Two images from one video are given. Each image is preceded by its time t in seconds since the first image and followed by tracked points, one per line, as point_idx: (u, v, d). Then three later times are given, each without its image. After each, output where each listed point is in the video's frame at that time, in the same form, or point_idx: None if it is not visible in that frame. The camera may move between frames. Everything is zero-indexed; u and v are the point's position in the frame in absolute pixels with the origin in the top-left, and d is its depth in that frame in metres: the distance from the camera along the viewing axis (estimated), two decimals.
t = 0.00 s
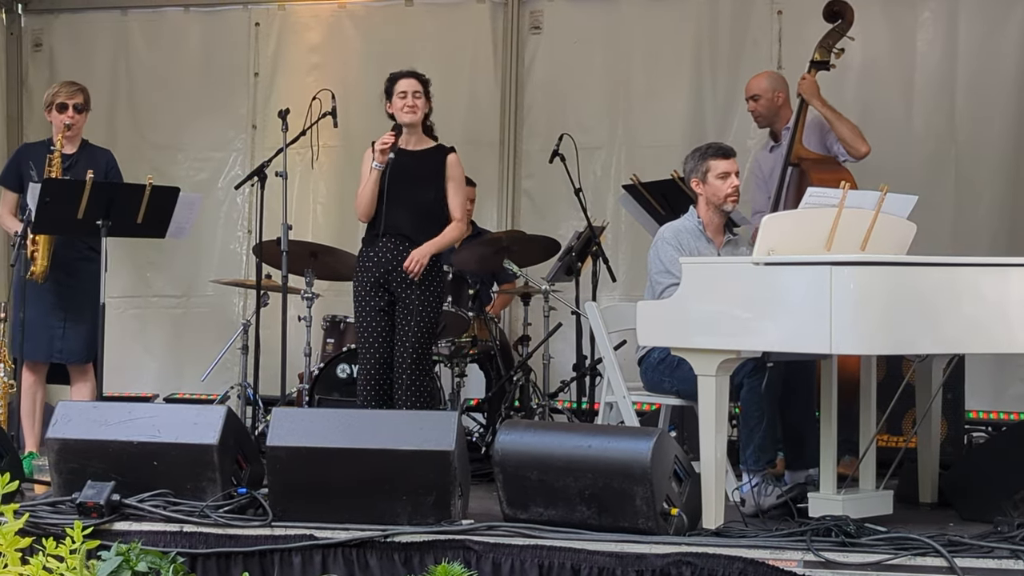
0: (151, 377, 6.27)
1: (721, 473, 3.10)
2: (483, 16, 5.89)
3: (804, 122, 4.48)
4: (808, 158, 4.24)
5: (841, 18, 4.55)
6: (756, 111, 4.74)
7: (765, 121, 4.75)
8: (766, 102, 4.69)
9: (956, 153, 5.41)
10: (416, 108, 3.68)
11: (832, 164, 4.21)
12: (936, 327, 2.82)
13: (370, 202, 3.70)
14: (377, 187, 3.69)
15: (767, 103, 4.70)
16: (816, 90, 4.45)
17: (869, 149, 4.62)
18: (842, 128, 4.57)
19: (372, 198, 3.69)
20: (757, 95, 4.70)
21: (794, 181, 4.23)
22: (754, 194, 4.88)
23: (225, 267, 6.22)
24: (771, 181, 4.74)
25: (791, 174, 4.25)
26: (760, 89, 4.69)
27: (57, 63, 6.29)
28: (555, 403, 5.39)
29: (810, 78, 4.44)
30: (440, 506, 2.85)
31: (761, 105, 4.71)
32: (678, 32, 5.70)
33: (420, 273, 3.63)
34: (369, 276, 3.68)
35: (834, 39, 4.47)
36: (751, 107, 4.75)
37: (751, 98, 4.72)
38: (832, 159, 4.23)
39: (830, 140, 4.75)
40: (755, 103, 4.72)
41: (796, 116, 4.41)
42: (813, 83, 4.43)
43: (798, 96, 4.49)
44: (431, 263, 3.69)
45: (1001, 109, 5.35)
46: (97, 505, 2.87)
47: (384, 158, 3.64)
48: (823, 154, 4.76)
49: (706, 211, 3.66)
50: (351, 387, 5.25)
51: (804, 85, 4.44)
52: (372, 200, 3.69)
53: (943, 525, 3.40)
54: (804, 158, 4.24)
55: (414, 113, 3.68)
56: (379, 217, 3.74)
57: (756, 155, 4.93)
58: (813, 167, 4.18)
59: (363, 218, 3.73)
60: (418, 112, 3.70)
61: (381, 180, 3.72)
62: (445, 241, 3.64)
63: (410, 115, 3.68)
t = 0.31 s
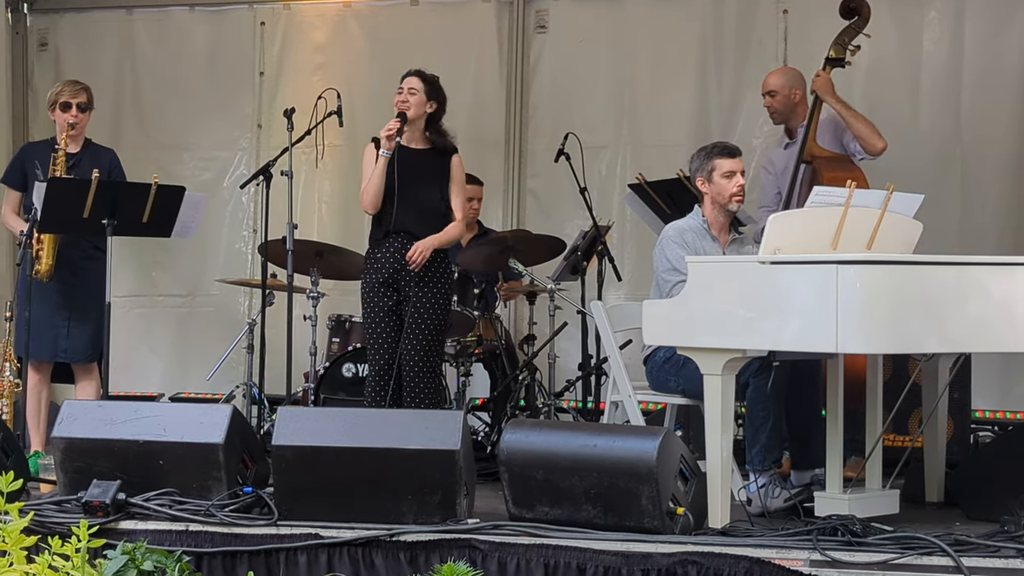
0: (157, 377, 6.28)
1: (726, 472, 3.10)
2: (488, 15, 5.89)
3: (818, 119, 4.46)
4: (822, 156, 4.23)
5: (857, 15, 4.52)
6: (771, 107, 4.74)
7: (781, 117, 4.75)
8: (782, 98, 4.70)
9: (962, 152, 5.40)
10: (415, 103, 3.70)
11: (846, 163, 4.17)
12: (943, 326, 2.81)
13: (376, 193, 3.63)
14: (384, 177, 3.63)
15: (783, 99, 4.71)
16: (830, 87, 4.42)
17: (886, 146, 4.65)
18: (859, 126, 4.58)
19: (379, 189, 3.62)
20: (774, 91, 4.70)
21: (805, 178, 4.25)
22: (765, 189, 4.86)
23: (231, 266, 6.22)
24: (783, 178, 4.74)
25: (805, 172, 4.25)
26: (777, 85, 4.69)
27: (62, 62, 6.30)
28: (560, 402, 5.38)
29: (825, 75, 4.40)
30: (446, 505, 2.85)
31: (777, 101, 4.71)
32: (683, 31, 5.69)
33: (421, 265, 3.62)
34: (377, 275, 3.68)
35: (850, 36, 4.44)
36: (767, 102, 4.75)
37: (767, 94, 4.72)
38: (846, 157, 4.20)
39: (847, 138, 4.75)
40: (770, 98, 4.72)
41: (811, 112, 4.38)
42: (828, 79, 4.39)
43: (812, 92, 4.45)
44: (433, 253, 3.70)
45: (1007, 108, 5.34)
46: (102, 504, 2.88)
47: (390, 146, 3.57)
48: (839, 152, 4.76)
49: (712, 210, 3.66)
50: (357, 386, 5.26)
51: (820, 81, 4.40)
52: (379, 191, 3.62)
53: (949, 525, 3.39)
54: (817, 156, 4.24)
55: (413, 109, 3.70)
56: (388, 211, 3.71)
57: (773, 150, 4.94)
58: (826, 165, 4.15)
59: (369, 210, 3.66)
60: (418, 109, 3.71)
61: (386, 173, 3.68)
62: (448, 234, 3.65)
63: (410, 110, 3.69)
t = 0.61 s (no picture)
0: (161, 377, 6.28)
1: (731, 473, 3.08)
2: (492, 15, 5.89)
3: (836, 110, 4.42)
4: (835, 154, 4.23)
5: (874, 12, 4.51)
6: (794, 101, 4.72)
7: (804, 112, 4.72)
8: (806, 94, 4.68)
9: (967, 152, 5.39)
10: (404, 103, 3.69)
11: (857, 162, 4.20)
12: (947, 326, 2.81)
13: (383, 188, 3.64)
14: (387, 175, 3.67)
15: (807, 95, 4.68)
16: (848, 77, 4.40)
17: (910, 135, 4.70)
18: (881, 113, 4.61)
19: (385, 186, 3.65)
20: (797, 86, 4.68)
21: (818, 176, 4.22)
22: (777, 177, 4.89)
23: (235, 266, 6.23)
24: (798, 173, 4.75)
25: (817, 170, 4.22)
26: (801, 80, 4.67)
27: (66, 63, 6.30)
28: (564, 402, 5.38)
29: (841, 66, 4.37)
30: (450, 505, 2.85)
31: (801, 96, 4.69)
32: (687, 31, 5.69)
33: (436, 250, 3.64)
34: (385, 275, 3.67)
35: (867, 33, 4.46)
36: (789, 97, 4.73)
37: (791, 89, 4.70)
38: (858, 155, 4.22)
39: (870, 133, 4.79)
40: (794, 94, 4.69)
41: (828, 104, 4.32)
42: (845, 69, 4.37)
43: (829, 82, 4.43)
44: (444, 246, 3.71)
45: (1012, 108, 5.33)
46: (107, 504, 2.88)
47: (388, 137, 3.67)
48: (864, 150, 4.79)
49: (718, 210, 3.66)
50: (360, 386, 5.25)
51: (838, 72, 4.38)
52: (385, 187, 3.64)
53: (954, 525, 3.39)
54: (830, 154, 4.22)
55: (404, 106, 3.69)
56: (393, 207, 3.71)
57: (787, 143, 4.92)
58: (838, 164, 4.17)
59: (378, 207, 3.67)
60: (406, 107, 3.70)
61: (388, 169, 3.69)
62: (457, 217, 3.66)
63: (402, 109, 3.68)
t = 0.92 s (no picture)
0: (163, 376, 6.29)
1: (733, 472, 3.09)
2: (494, 14, 5.89)
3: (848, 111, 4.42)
4: (846, 153, 4.21)
5: (891, 11, 4.41)
6: (809, 102, 4.73)
7: (817, 113, 4.73)
8: (821, 95, 4.68)
9: (970, 152, 5.39)
10: (398, 108, 3.68)
11: (869, 162, 4.16)
12: (951, 325, 2.80)
13: (376, 196, 3.66)
14: (380, 180, 3.69)
15: (822, 96, 4.68)
16: (862, 78, 4.38)
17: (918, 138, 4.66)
18: (888, 115, 4.57)
19: (379, 190, 3.67)
20: (813, 87, 4.68)
21: (829, 175, 4.23)
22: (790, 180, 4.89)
23: (237, 267, 6.23)
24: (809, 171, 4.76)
25: (829, 168, 4.23)
26: (817, 81, 4.66)
27: (69, 62, 6.30)
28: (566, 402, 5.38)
29: (856, 67, 4.35)
30: (452, 505, 2.85)
31: (816, 97, 4.70)
32: (690, 30, 5.69)
33: (438, 254, 3.63)
34: (384, 277, 3.66)
35: (882, 33, 4.39)
36: (805, 98, 4.73)
37: (806, 90, 4.70)
38: (869, 155, 4.20)
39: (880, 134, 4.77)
40: (808, 94, 4.70)
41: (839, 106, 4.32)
42: (860, 71, 4.35)
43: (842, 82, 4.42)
44: (444, 250, 3.71)
45: (1015, 108, 5.32)
46: (110, 503, 2.88)
47: (378, 147, 3.67)
48: (872, 149, 4.78)
49: (720, 209, 3.65)
50: (362, 386, 5.24)
51: (852, 72, 4.36)
52: (378, 195, 3.66)
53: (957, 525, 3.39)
54: (842, 154, 4.20)
55: (397, 112, 3.69)
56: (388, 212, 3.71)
57: (800, 139, 4.93)
58: (848, 164, 4.14)
59: (371, 214, 3.69)
60: (400, 112, 3.70)
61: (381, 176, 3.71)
62: (457, 219, 3.66)
63: (395, 114, 3.68)
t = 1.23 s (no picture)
0: (164, 376, 6.29)
1: (734, 472, 3.10)
2: (494, 14, 5.89)
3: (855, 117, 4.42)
4: (854, 154, 4.22)
5: (903, 12, 4.42)
6: (820, 99, 4.74)
7: (827, 111, 4.73)
8: (832, 92, 4.69)
9: (971, 152, 5.39)
10: (415, 101, 3.70)
11: (876, 161, 4.16)
12: (952, 325, 2.80)
13: (377, 186, 3.70)
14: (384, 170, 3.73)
15: (833, 94, 4.69)
16: (871, 84, 4.37)
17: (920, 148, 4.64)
18: (891, 123, 4.57)
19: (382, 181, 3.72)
20: (825, 84, 4.69)
21: (837, 175, 4.23)
22: (799, 179, 4.88)
23: (237, 267, 6.23)
24: (817, 169, 4.77)
25: (837, 168, 4.23)
26: (828, 78, 4.68)
27: (69, 62, 6.31)
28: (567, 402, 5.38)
29: (866, 72, 4.34)
30: (453, 505, 2.85)
31: (827, 95, 4.71)
32: (690, 30, 5.69)
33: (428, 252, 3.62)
34: (376, 274, 3.68)
35: (894, 33, 4.37)
36: (816, 94, 4.74)
37: (817, 86, 4.72)
38: (877, 155, 4.19)
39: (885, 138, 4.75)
40: (820, 91, 4.71)
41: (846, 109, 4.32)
42: (870, 77, 4.34)
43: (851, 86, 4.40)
44: (436, 252, 3.68)
45: (1015, 108, 5.32)
46: (110, 503, 2.88)
47: (386, 135, 3.67)
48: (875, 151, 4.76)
49: (719, 209, 3.65)
50: (362, 386, 5.24)
51: (862, 78, 4.34)
52: (379, 184, 3.70)
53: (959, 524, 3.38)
54: (850, 154, 4.20)
55: (414, 105, 3.70)
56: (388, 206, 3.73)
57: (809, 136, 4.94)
58: (857, 164, 4.15)
59: (370, 202, 3.72)
60: (418, 106, 3.71)
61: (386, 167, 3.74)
62: (456, 224, 3.63)
63: (411, 107, 3.69)
